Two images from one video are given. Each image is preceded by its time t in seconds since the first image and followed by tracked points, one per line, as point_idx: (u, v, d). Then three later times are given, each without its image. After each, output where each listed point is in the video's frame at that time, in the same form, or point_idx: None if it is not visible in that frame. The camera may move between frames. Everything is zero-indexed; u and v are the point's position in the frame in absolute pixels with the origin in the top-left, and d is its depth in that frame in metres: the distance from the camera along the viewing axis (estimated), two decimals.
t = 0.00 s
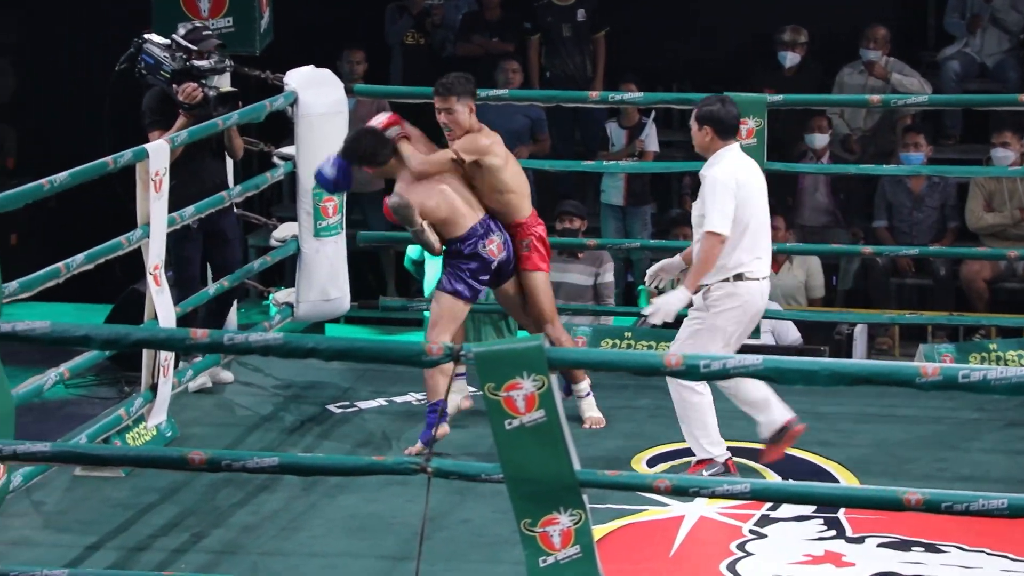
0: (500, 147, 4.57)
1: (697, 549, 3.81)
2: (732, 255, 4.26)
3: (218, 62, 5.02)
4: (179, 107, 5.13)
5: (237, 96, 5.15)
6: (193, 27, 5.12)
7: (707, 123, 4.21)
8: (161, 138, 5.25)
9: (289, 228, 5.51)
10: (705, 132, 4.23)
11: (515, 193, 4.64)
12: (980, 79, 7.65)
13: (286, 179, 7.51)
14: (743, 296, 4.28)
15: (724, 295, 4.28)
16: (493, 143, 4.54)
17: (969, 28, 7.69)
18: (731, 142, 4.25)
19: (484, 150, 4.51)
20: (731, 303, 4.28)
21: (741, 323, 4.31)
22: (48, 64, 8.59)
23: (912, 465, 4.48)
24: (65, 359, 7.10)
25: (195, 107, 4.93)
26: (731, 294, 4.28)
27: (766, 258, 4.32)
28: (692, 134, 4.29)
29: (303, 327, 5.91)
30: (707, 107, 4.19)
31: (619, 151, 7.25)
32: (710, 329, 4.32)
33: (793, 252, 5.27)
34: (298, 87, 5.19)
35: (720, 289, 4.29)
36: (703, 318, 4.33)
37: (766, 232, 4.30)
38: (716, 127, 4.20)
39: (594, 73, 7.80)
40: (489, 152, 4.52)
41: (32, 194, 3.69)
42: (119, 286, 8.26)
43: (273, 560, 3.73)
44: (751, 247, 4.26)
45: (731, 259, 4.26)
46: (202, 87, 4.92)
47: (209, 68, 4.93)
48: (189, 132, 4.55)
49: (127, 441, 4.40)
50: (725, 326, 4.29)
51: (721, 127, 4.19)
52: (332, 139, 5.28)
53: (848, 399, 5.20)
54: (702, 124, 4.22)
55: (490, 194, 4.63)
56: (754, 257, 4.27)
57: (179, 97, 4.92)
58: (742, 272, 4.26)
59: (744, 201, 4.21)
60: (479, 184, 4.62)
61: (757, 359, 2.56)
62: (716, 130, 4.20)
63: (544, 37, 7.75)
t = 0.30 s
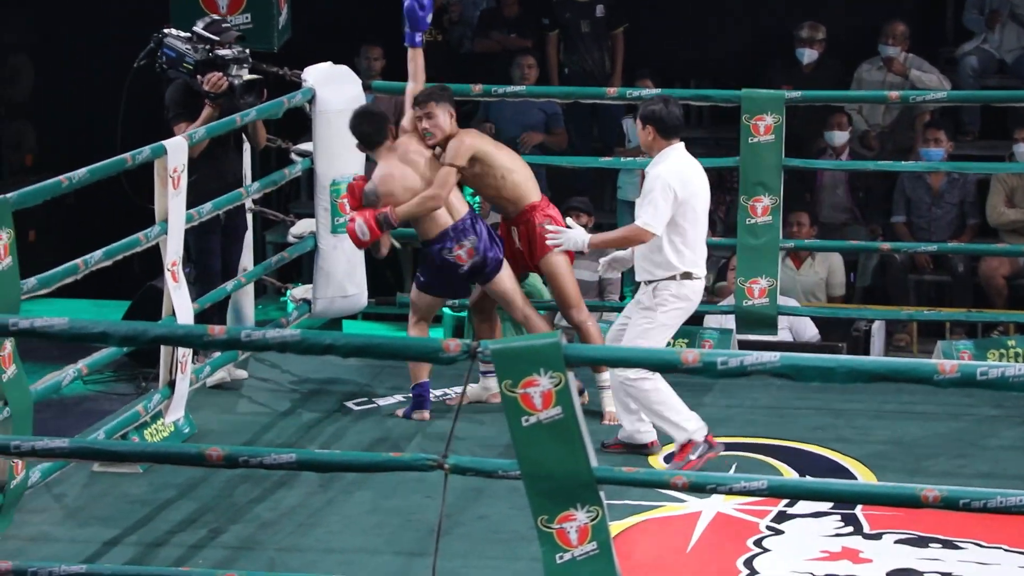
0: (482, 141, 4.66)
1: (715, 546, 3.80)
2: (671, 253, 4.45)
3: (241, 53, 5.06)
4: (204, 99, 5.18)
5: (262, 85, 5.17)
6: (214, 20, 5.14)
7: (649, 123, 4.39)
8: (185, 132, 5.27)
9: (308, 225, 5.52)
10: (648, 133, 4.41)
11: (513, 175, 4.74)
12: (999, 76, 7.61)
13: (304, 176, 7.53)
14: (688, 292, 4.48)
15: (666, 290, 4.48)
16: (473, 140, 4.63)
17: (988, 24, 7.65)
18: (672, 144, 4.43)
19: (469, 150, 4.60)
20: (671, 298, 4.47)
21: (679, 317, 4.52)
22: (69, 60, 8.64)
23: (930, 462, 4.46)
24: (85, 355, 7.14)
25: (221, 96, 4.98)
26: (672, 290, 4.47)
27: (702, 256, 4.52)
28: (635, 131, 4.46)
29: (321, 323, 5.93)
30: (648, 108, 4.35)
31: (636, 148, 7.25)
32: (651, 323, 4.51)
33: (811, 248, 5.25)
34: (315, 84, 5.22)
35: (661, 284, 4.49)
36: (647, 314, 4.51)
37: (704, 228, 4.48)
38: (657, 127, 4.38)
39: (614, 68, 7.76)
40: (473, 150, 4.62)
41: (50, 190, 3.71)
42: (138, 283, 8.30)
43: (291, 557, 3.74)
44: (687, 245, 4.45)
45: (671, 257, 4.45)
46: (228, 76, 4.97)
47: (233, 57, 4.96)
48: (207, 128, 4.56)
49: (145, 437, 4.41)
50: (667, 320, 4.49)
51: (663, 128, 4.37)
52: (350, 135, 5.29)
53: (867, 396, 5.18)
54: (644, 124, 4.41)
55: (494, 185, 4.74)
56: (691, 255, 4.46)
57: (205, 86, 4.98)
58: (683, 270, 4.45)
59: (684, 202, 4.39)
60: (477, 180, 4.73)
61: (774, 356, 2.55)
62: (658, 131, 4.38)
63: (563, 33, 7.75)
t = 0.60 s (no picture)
0: (433, 108, 4.65)
1: (726, 529, 3.80)
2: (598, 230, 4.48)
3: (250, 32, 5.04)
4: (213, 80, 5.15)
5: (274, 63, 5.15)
6: (219, 2, 5.13)
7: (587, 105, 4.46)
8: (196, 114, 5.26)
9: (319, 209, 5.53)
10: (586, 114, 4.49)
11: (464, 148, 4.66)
12: (1012, 59, 7.58)
13: (316, 160, 7.53)
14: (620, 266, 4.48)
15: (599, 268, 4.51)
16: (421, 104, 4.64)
17: (1000, 8, 7.61)
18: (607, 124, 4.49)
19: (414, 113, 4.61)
20: (604, 274, 4.50)
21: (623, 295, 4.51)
22: (82, 44, 8.68)
23: (942, 446, 4.45)
24: (96, 339, 7.16)
25: (232, 77, 4.98)
26: (605, 266, 4.49)
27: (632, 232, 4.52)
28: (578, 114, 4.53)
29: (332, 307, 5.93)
30: (586, 91, 4.41)
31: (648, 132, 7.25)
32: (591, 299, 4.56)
33: (823, 232, 5.24)
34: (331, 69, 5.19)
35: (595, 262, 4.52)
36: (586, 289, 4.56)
37: (632, 203, 4.49)
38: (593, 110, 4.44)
39: (625, 52, 7.77)
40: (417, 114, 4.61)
41: (61, 175, 3.72)
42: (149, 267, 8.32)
43: (302, 540, 3.75)
44: (615, 222, 4.48)
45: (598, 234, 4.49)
46: (239, 56, 4.97)
47: (242, 37, 4.95)
48: (218, 114, 4.60)
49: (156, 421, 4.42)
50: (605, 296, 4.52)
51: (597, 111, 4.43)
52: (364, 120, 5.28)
53: (878, 379, 5.17)
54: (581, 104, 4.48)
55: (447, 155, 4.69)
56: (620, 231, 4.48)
57: (217, 68, 4.98)
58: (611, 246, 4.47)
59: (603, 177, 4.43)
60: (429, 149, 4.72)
61: (786, 340, 2.55)
62: (595, 112, 4.45)
63: (575, 17, 7.71)
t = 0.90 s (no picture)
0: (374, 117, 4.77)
1: (733, 520, 3.80)
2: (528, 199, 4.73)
3: (245, 27, 5.03)
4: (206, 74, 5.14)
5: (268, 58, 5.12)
6: None
7: (486, 90, 4.73)
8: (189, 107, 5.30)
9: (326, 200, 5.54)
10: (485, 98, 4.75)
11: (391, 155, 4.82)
12: (1020, 49, 7.54)
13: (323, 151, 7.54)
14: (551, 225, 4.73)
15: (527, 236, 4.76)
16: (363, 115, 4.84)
17: None
18: (506, 102, 4.76)
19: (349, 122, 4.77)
20: (537, 240, 4.74)
21: (554, 259, 4.77)
22: (89, 35, 8.70)
23: (949, 437, 4.45)
24: (104, 329, 7.18)
25: (227, 71, 4.96)
26: (536, 232, 4.74)
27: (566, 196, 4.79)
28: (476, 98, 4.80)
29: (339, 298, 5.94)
30: (486, 75, 4.70)
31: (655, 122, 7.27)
32: (518, 267, 4.76)
33: (830, 223, 5.22)
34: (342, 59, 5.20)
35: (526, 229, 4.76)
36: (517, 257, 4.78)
37: (544, 162, 4.74)
38: (492, 93, 4.72)
39: (633, 43, 7.76)
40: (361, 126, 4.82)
41: (63, 165, 3.72)
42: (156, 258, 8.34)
43: (310, 531, 3.75)
44: (535, 183, 4.72)
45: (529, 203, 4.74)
46: (234, 51, 4.95)
47: (237, 31, 4.93)
48: (215, 107, 4.61)
49: (164, 412, 4.42)
50: (536, 261, 4.75)
51: (497, 94, 4.72)
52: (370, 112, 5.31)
53: (885, 370, 5.17)
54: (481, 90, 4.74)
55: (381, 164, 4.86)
56: (548, 196, 4.73)
57: (211, 63, 4.94)
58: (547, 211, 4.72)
59: (518, 146, 4.68)
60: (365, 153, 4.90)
61: (794, 331, 2.54)
62: (494, 96, 4.72)
63: (583, 7, 7.75)
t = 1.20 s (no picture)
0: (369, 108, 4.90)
1: (763, 517, 3.79)
2: (509, 185, 4.88)
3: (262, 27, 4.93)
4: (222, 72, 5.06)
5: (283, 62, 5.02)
6: None
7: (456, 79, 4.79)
8: (202, 104, 5.23)
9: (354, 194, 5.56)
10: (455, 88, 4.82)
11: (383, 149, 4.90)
12: None
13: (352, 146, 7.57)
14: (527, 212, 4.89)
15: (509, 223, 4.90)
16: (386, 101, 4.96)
17: None
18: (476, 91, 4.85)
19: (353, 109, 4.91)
20: (523, 225, 4.89)
21: (538, 242, 4.94)
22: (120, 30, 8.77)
23: (980, 434, 4.42)
24: (134, 322, 7.23)
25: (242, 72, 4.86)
26: (520, 217, 4.88)
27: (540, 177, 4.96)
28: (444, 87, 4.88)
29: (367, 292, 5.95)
30: (453, 64, 4.74)
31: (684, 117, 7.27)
32: (506, 255, 4.90)
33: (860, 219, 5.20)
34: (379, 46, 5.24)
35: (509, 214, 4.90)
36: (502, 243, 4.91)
37: (519, 148, 4.88)
38: (462, 82, 4.78)
39: (662, 37, 7.75)
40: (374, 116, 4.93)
41: (99, 161, 3.74)
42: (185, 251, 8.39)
43: (340, 524, 3.76)
44: (511, 171, 4.87)
45: (511, 189, 4.87)
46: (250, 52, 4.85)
47: (253, 32, 4.82)
48: (253, 103, 4.66)
49: (195, 405, 4.45)
50: (523, 247, 4.90)
51: (466, 81, 4.77)
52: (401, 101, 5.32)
53: (915, 366, 5.15)
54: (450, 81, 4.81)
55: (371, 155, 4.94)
56: (528, 180, 4.89)
57: (227, 63, 4.85)
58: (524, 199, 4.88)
59: (495, 136, 4.81)
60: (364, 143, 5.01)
61: (825, 328, 2.53)
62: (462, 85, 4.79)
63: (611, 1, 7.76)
